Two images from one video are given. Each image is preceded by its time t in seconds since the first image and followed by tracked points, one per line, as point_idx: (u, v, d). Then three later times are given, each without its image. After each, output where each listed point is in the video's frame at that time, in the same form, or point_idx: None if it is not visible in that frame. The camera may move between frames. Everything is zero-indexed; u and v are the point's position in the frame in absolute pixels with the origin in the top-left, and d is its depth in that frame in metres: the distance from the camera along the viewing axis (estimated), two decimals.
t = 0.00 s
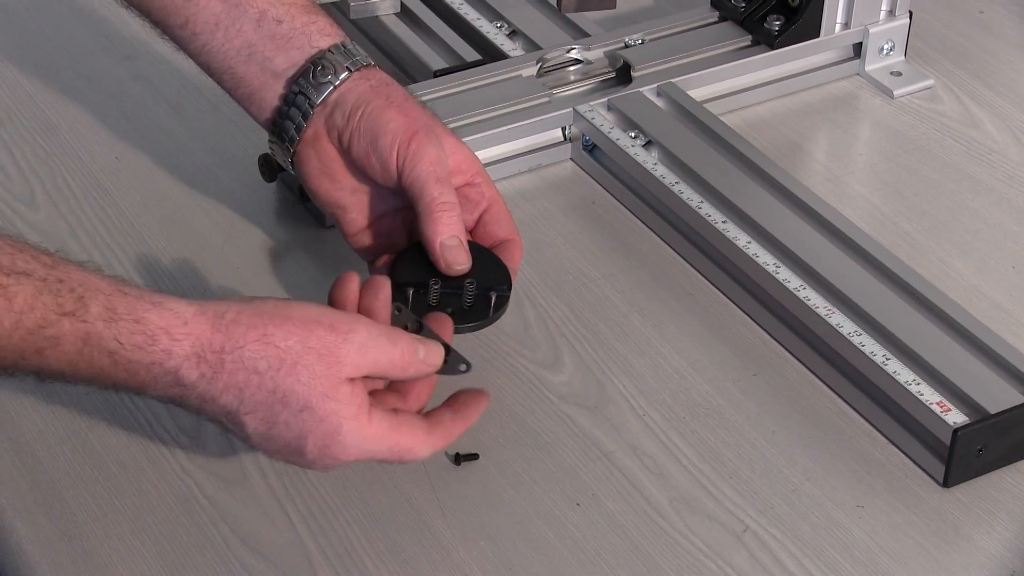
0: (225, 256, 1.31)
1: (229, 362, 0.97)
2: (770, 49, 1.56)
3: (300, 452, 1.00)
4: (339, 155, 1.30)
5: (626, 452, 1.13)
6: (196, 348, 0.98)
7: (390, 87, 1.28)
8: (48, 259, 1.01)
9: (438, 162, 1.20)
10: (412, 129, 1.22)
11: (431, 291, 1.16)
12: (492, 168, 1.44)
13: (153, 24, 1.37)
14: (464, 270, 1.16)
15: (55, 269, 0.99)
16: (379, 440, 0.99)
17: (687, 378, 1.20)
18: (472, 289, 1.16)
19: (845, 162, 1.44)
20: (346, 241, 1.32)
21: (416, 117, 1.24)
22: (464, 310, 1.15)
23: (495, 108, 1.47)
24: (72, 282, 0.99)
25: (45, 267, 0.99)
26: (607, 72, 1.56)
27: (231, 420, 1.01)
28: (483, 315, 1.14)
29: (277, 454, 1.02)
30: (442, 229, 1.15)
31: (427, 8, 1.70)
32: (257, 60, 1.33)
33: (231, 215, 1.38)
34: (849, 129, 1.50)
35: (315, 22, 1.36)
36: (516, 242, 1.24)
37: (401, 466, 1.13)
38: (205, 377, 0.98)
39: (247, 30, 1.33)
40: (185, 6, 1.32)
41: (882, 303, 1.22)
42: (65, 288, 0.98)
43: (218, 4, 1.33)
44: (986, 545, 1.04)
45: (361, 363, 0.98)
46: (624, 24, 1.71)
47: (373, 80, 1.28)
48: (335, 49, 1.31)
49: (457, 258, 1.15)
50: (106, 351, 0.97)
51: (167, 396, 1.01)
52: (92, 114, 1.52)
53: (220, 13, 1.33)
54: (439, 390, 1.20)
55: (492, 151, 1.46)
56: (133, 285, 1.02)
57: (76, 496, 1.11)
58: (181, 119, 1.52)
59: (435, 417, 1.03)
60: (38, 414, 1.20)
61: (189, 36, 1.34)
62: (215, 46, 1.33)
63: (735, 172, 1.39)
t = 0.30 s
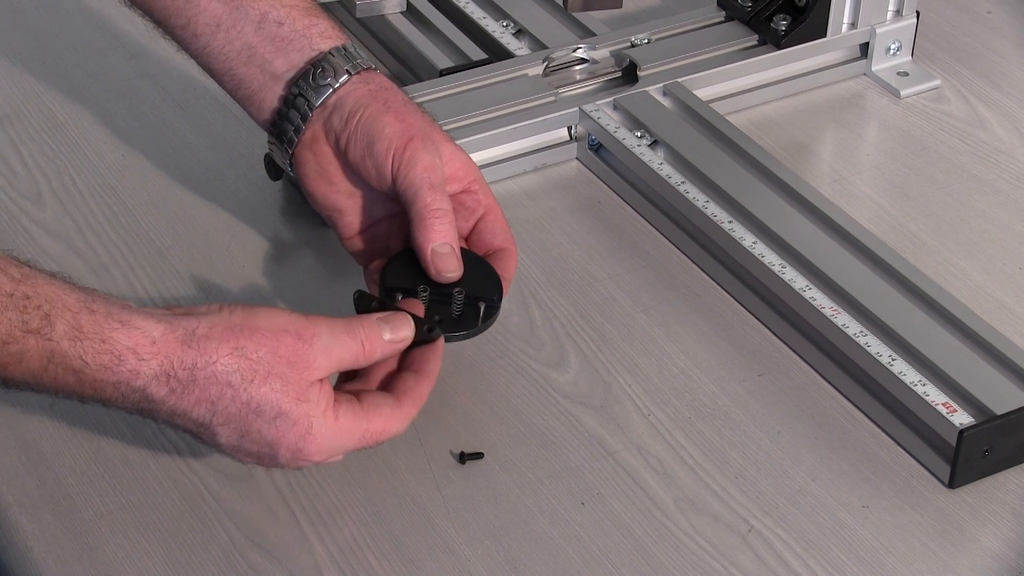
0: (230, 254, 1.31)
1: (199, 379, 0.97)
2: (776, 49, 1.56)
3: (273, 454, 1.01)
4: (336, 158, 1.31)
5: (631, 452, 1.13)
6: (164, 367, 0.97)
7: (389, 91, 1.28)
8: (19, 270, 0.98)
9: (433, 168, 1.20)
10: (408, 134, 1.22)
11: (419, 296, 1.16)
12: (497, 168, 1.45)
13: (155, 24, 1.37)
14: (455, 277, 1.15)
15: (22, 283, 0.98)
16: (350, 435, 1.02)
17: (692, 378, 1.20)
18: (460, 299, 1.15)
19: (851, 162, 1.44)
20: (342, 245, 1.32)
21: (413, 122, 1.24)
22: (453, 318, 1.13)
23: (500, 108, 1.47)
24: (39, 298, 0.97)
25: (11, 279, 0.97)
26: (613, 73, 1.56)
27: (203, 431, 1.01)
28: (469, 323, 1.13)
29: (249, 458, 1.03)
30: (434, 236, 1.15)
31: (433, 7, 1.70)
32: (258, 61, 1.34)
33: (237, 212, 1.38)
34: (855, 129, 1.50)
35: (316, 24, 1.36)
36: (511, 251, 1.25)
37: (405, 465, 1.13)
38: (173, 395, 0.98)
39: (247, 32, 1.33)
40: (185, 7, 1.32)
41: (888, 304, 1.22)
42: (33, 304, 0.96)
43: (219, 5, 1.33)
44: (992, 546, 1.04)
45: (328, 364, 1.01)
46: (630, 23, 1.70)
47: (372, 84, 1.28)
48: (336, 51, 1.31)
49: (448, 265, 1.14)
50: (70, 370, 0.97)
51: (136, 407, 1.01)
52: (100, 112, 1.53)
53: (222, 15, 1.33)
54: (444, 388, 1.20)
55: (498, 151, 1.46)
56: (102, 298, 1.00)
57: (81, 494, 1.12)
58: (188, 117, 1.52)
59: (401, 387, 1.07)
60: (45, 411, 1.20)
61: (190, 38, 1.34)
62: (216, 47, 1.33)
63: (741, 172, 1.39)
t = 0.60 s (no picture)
0: (237, 252, 1.31)
1: (224, 337, 0.99)
2: (784, 47, 1.56)
3: (291, 433, 1.01)
4: (333, 157, 1.31)
5: (638, 451, 1.13)
6: (188, 326, 0.99)
7: (388, 92, 1.28)
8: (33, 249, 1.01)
9: (429, 169, 1.19)
10: (406, 135, 1.22)
11: (409, 297, 1.15)
12: (503, 166, 1.45)
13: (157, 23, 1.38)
14: (448, 279, 1.15)
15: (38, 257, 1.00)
16: (366, 409, 1.02)
17: (698, 376, 1.20)
18: (451, 302, 1.14)
19: (858, 161, 1.43)
20: (338, 244, 1.32)
21: (411, 123, 1.24)
22: (443, 322, 1.12)
23: (507, 106, 1.47)
24: (59, 268, 0.99)
25: (30, 254, 0.99)
26: (619, 71, 1.56)
27: (220, 409, 1.01)
28: (459, 329, 1.12)
29: (262, 444, 1.03)
30: (429, 237, 1.14)
31: (440, 6, 1.70)
32: (257, 60, 1.33)
33: (243, 210, 1.38)
34: (862, 128, 1.49)
35: (317, 23, 1.35)
36: (504, 255, 1.24)
37: (411, 463, 1.13)
38: (198, 356, 0.99)
39: (247, 31, 1.33)
40: (186, 6, 1.33)
41: (895, 303, 1.21)
42: (54, 273, 0.98)
43: (220, 4, 1.33)
44: (999, 546, 1.04)
45: (343, 335, 1.02)
46: (637, 22, 1.70)
47: (371, 83, 1.28)
48: (336, 50, 1.31)
49: (442, 267, 1.14)
50: (96, 334, 0.97)
51: (156, 382, 1.00)
52: (107, 110, 1.53)
53: (222, 13, 1.33)
54: (450, 386, 1.20)
55: (504, 148, 1.46)
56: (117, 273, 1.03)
57: (88, 491, 1.12)
58: (195, 115, 1.53)
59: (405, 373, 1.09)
60: (52, 408, 1.21)
61: (191, 37, 1.34)
62: (216, 46, 1.34)
63: (748, 170, 1.39)
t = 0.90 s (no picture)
0: (246, 249, 1.31)
1: (240, 323, 0.99)
2: (794, 45, 1.55)
3: (307, 421, 1.01)
4: (337, 156, 1.31)
5: (647, 449, 1.13)
6: (203, 312, 0.99)
7: (393, 91, 1.28)
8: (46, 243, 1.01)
9: (432, 170, 1.19)
10: (409, 135, 1.22)
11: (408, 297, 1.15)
12: (513, 163, 1.45)
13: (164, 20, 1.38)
14: (449, 281, 1.15)
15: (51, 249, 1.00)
16: (382, 401, 1.03)
17: (708, 375, 1.20)
18: (450, 304, 1.15)
19: (868, 160, 1.43)
20: (340, 242, 1.33)
21: (415, 123, 1.24)
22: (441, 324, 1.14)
23: (518, 104, 1.48)
24: (72, 259, 1.00)
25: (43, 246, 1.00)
26: (629, 69, 1.56)
27: (235, 398, 1.01)
28: (459, 330, 1.13)
29: (277, 433, 1.03)
30: (430, 239, 1.14)
31: (449, 3, 1.70)
32: (263, 58, 1.33)
33: (252, 207, 1.38)
34: (872, 127, 1.49)
35: (323, 22, 1.35)
36: (506, 257, 1.24)
37: (420, 461, 1.13)
38: (215, 342, 0.99)
39: (253, 29, 1.33)
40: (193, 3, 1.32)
41: (905, 302, 1.21)
42: (68, 263, 0.99)
43: (227, 2, 1.33)
44: (1009, 545, 1.04)
45: (353, 320, 1.03)
46: (647, 20, 1.70)
47: (377, 83, 1.28)
48: (341, 50, 1.31)
49: (443, 269, 1.14)
50: (112, 322, 0.97)
51: (173, 371, 1.00)
52: (117, 107, 1.53)
53: (229, 11, 1.33)
54: (460, 384, 1.20)
55: (514, 145, 1.46)
56: (129, 263, 1.03)
57: (98, 487, 1.12)
58: (204, 112, 1.53)
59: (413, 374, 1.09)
60: (62, 405, 1.21)
61: (198, 34, 1.34)
62: (222, 44, 1.34)
63: (758, 169, 1.39)
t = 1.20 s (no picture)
0: (253, 246, 1.31)
1: (250, 323, 0.99)
2: (803, 44, 1.56)
3: (316, 421, 1.01)
4: (344, 155, 1.31)
5: (655, 447, 1.13)
6: (214, 311, 0.99)
7: (400, 91, 1.28)
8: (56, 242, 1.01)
9: (439, 170, 1.19)
10: (416, 136, 1.22)
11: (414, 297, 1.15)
12: (522, 162, 1.45)
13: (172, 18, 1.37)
14: (455, 282, 1.15)
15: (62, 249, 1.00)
16: (391, 401, 1.03)
17: (716, 373, 1.20)
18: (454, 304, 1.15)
19: (876, 158, 1.43)
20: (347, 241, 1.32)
21: (422, 124, 1.24)
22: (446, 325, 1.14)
23: (529, 102, 1.48)
24: (82, 259, 0.99)
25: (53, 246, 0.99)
26: (637, 67, 1.57)
27: (245, 398, 1.00)
28: (463, 331, 1.14)
29: (287, 433, 1.03)
30: (436, 240, 1.14)
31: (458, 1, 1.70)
32: (271, 57, 1.33)
33: (259, 205, 1.38)
34: (881, 125, 1.49)
35: (331, 21, 1.35)
36: (512, 258, 1.24)
37: (429, 460, 1.13)
38: (226, 342, 0.99)
39: (261, 28, 1.33)
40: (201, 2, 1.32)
41: (914, 300, 1.21)
42: (78, 263, 0.98)
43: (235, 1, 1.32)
44: (1017, 544, 1.04)
45: (362, 320, 1.03)
46: (656, 17, 1.70)
47: (384, 82, 1.28)
48: (349, 49, 1.31)
49: (448, 270, 1.13)
50: (123, 323, 0.97)
51: (183, 371, 1.00)
52: (125, 105, 1.53)
53: (237, 10, 1.33)
54: (469, 382, 1.20)
55: (523, 144, 1.46)
56: (140, 262, 1.03)
57: (106, 485, 1.12)
58: (213, 110, 1.52)
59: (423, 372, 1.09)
60: (70, 402, 1.21)
61: (206, 32, 1.34)
62: (230, 42, 1.33)
63: (766, 167, 1.39)
